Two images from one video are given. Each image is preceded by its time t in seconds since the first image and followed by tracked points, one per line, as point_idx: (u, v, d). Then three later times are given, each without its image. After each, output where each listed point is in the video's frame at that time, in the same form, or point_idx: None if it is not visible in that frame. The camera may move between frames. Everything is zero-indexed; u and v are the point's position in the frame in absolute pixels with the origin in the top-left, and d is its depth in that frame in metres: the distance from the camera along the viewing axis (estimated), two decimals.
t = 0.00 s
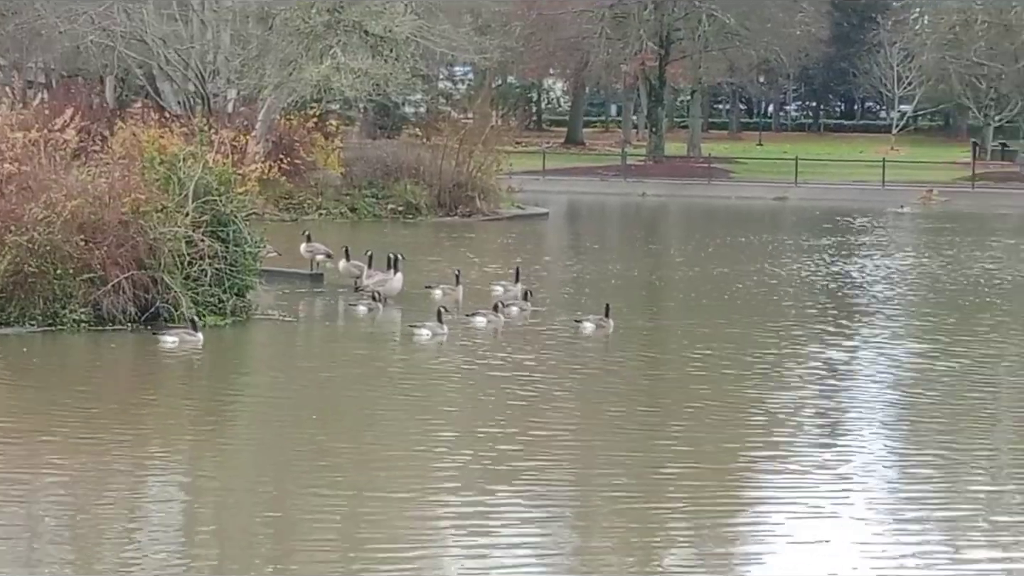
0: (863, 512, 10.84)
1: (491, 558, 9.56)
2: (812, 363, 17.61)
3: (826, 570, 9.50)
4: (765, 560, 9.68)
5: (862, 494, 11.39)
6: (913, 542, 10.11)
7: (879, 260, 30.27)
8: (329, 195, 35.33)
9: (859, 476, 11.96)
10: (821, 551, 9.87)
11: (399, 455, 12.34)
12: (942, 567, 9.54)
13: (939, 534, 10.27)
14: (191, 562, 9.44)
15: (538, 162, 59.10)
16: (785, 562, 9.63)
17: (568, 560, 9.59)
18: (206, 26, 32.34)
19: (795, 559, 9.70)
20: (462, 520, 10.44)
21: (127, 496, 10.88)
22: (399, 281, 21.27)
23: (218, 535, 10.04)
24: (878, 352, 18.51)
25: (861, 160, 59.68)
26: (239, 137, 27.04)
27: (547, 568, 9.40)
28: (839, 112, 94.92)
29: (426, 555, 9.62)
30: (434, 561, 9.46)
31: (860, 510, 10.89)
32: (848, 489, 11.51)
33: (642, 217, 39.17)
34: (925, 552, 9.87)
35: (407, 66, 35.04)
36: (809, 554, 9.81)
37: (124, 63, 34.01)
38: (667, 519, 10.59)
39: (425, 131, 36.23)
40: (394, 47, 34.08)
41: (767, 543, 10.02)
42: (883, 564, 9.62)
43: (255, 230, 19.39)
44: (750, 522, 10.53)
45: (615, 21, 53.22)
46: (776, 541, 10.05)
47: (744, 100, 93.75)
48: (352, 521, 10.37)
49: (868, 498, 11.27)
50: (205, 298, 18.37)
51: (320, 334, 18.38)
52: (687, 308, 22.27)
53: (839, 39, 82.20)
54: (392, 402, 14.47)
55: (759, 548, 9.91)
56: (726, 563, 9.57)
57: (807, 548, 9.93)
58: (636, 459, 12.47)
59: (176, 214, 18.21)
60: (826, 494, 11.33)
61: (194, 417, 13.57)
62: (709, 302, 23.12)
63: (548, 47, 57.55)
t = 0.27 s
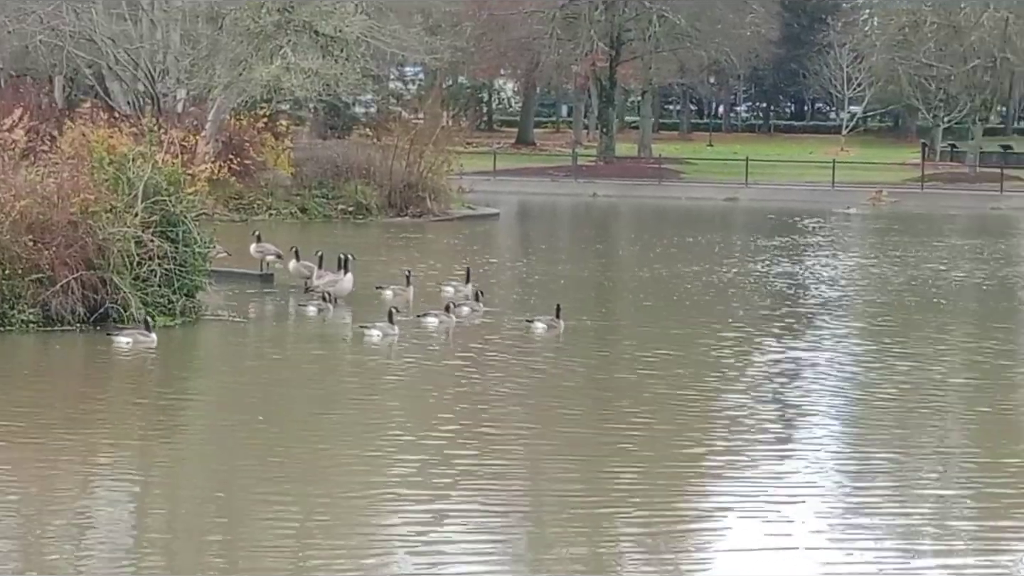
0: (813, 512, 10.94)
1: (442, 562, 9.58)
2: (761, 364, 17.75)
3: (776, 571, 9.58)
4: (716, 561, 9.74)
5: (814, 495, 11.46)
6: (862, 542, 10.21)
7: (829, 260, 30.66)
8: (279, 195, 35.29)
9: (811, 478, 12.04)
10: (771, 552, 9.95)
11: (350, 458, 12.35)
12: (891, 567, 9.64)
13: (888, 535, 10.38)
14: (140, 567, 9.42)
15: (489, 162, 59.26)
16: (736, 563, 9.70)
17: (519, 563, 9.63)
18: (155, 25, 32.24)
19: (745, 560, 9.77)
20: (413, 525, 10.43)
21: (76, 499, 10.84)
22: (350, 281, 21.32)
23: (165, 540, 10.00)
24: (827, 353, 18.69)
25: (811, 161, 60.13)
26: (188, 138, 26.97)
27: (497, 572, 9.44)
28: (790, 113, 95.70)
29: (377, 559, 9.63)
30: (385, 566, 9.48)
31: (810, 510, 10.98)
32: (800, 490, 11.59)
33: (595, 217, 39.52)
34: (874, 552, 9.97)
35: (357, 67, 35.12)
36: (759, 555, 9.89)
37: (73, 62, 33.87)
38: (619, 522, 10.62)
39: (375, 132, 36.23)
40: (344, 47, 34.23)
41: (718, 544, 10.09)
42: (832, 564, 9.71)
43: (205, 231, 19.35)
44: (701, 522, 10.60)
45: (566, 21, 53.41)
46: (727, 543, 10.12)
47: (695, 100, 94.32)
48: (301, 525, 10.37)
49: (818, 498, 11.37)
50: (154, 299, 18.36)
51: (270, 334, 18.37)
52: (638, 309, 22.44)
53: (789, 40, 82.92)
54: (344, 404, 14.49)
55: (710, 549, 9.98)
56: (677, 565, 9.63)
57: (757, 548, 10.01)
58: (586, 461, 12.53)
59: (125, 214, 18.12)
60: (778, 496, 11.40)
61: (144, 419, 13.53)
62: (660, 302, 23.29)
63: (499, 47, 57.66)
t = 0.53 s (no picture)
0: (768, 514, 11.07)
1: (398, 564, 9.64)
2: (718, 365, 17.90)
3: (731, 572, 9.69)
4: (671, 562, 9.85)
5: (769, 496, 11.60)
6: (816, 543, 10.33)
7: (784, 260, 31.03)
8: (235, 195, 35.20)
9: (765, 479, 12.18)
10: (726, 553, 10.06)
11: (307, 460, 12.40)
12: (844, 567, 9.78)
13: (842, 535, 10.52)
14: (94, 569, 9.43)
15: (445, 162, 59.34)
16: (691, 564, 9.81)
17: (475, 565, 9.70)
18: (110, 25, 32.15)
19: (699, 561, 9.88)
20: (371, 526, 10.51)
21: (30, 502, 10.83)
22: (305, 282, 21.40)
23: (122, 543, 10.02)
24: (781, 354, 18.88)
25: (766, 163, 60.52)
26: (143, 138, 26.92)
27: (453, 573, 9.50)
28: (745, 115, 96.34)
29: (334, 560, 9.68)
30: (341, 567, 9.53)
31: (764, 512, 11.11)
32: (754, 492, 11.72)
33: (552, 218, 39.89)
34: (828, 552, 10.10)
35: (312, 67, 35.25)
36: (714, 556, 10.00)
37: (26, 62, 33.65)
38: (576, 524, 10.73)
39: (331, 132, 36.21)
40: (300, 48, 34.41)
41: (673, 545, 10.20)
42: (786, 565, 9.83)
43: (159, 231, 19.30)
44: (656, 524, 10.71)
45: (522, 22, 53.49)
46: (682, 544, 10.23)
47: (650, 100, 94.72)
48: (257, 527, 10.40)
49: (773, 499, 11.51)
50: (109, 299, 18.32)
51: (225, 335, 18.37)
52: (594, 309, 22.62)
53: (744, 41, 83.61)
54: (300, 405, 14.54)
55: (666, 550, 10.08)
56: (633, 566, 9.73)
57: (712, 550, 10.12)
58: (543, 463, 12.62)
59: (80, 215, 18.03)
60: (733, 497, 11.52)
61: (99, 421, 13.52)
62: (616, 303, 23.46)
63: (455, 48, 57.73)
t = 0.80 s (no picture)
0: (727, 513, 11.19)
1: (359, 564, 9.71)
2: (678, 365, 18.04)
3: (691, 571, 9.81)
4: (632, 562, 9.96)
5: (728, 496, 11.73)
6: (775, 542, 10.47)
7: (745, 260, 31.33)
8: (195, 196, 35.07)
9: (723, 478, 12.31)
10: (685, 552, 10.18)
11: (268, 460, 12.44)
12: (801, 566, 9.91)
13: (800, 534, 10.66)
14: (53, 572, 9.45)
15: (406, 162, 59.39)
16: (651, 564, 9.92)
17: (436, 565, 9.78)
18: (71, 25, 31.70)
19: (659, 561, 9.99)
20: (333, 528, 10.56)
21: None
22: (265, 282, 21.43)
23: (81, 545, 10.04)
24: (741, 354, 19.05)
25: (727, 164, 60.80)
26: (103, 138, 26.91)
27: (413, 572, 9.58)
28: (706, 115, 96.87)
29: (295, 562, 9.74)
30: (301, 568, 9.59)
31: (723, 511, 11.24)
32: (713, 491, 11.85)
33: (514, 217, 40.24)
34: (786, 551, 10.23)
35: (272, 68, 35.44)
36: (673, 556, 10.12)
37: None
38: (536, 523, 10.83)
39: (292, 132, 36.19)
40: (260, 48, 34.58)
41: (632, 545, 10.31)
42: (744, 564, 9.96)
43: (119, 231, 19.22)
44: (617, 524, 10.82)
45: (483, 22, 53.31)
46: (642, 544, 10.35)
47: (612, 101, 95.05)
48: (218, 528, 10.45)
49: (732, 498, 11.64)
50: (69, 300, 18.33)
51: (186, 336, 18.38)
52: (554, 308, 22.77)
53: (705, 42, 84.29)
54: (261, 405, 14.60)
55: (626, 550, 10.19)
56: (594, 565, 9.83)
57: (671, 549, 10.24)
58: (504, 463, 12.71)
59: (39, 215, 17.92)
60: (693, 496, 11.64)
61: (58, 421, 13.53)
62: (576, 302, 23.61)
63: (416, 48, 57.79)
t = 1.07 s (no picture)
0: (701, 515, 11.25)
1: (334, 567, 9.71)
2: (651, 366, 18.10)
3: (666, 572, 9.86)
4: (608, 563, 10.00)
5: (702, 497, 11.78)
6: (749, 543, 10.52)
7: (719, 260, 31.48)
8: (166, 197, 34.68)
9: (697, 480, 12.36)
10: (661, 554, 10.22)
11: (240, 462, 12.42)
12: (777, 567, 9.97)
13: (775, 536, 10.72)
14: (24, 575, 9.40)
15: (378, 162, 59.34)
16: (627, 566, 9.96)
17: (411, 567, 9.79)
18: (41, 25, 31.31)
19: (634, 562, 10.03)
20: (307, 530, 10.56)
21: None
22: (237, 282, 21.34)
23: (52, 548, 9.98)
24: (714, 355, 19.12)
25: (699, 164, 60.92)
26: (73, 138, 26.84)
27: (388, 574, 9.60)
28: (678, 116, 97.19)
29: (269, 564, 9.73)
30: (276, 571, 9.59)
31: (698, 513, 11.28)
32: (687, 493, 11.89)
33: (486, 217, 40.46)
34: (761, 553, 10.29)
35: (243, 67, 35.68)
36: (649, 557, 10.16)
37: None
38: (511, 525, 10.85)
39: (264, 132, 36.11)
40: (231, 47, 34.76)
41: (608, 547, 10.35)
42: (718, 566, 10.01)
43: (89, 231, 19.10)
44: (592, 526, 10.85)
45: (456, 22, 53.17)
46: (617, 546, 10.39)
47: (583, 101, 95.24)
48: (190, 531, 10.43)
49: (706, 500, 11.69)
50: (38, 300, 18.22)
51: (156, 337, 18.29)
52: (526, 309, 22.82)
53: (678, 41, 84.89)
54: (232, 406, 14.57)
55: (602, 552, 10.24)
56: (570, 567, 9.87)
57: (647, 551, 10.28)
58: (477, 464, 12.73)
59: (8, 215, 17.84)
60: (667, 499, 11.69)
61: (27, 423, 13.44)
62: (550, 303, 23.64)
63: (387, 48, 57.74)
